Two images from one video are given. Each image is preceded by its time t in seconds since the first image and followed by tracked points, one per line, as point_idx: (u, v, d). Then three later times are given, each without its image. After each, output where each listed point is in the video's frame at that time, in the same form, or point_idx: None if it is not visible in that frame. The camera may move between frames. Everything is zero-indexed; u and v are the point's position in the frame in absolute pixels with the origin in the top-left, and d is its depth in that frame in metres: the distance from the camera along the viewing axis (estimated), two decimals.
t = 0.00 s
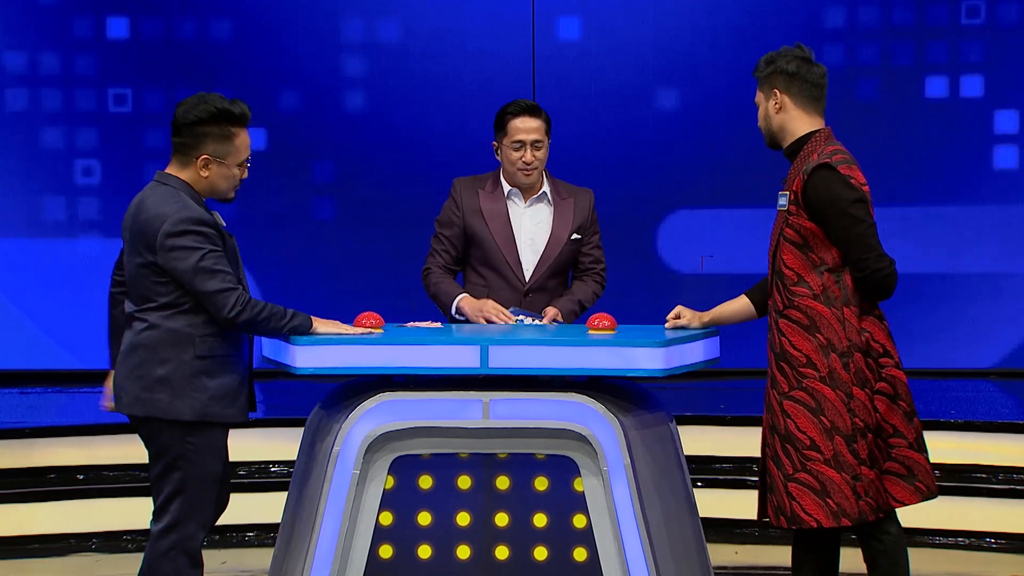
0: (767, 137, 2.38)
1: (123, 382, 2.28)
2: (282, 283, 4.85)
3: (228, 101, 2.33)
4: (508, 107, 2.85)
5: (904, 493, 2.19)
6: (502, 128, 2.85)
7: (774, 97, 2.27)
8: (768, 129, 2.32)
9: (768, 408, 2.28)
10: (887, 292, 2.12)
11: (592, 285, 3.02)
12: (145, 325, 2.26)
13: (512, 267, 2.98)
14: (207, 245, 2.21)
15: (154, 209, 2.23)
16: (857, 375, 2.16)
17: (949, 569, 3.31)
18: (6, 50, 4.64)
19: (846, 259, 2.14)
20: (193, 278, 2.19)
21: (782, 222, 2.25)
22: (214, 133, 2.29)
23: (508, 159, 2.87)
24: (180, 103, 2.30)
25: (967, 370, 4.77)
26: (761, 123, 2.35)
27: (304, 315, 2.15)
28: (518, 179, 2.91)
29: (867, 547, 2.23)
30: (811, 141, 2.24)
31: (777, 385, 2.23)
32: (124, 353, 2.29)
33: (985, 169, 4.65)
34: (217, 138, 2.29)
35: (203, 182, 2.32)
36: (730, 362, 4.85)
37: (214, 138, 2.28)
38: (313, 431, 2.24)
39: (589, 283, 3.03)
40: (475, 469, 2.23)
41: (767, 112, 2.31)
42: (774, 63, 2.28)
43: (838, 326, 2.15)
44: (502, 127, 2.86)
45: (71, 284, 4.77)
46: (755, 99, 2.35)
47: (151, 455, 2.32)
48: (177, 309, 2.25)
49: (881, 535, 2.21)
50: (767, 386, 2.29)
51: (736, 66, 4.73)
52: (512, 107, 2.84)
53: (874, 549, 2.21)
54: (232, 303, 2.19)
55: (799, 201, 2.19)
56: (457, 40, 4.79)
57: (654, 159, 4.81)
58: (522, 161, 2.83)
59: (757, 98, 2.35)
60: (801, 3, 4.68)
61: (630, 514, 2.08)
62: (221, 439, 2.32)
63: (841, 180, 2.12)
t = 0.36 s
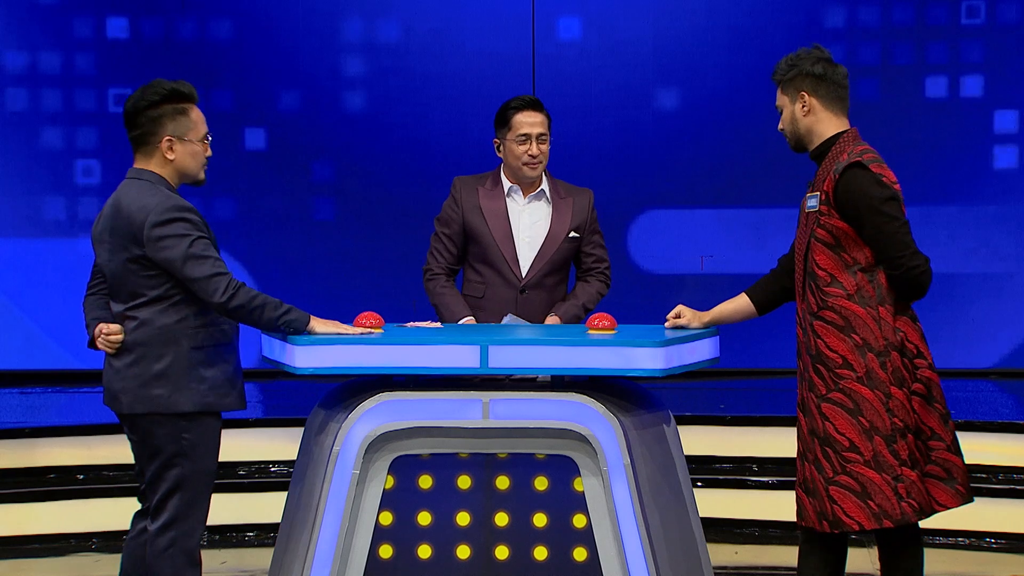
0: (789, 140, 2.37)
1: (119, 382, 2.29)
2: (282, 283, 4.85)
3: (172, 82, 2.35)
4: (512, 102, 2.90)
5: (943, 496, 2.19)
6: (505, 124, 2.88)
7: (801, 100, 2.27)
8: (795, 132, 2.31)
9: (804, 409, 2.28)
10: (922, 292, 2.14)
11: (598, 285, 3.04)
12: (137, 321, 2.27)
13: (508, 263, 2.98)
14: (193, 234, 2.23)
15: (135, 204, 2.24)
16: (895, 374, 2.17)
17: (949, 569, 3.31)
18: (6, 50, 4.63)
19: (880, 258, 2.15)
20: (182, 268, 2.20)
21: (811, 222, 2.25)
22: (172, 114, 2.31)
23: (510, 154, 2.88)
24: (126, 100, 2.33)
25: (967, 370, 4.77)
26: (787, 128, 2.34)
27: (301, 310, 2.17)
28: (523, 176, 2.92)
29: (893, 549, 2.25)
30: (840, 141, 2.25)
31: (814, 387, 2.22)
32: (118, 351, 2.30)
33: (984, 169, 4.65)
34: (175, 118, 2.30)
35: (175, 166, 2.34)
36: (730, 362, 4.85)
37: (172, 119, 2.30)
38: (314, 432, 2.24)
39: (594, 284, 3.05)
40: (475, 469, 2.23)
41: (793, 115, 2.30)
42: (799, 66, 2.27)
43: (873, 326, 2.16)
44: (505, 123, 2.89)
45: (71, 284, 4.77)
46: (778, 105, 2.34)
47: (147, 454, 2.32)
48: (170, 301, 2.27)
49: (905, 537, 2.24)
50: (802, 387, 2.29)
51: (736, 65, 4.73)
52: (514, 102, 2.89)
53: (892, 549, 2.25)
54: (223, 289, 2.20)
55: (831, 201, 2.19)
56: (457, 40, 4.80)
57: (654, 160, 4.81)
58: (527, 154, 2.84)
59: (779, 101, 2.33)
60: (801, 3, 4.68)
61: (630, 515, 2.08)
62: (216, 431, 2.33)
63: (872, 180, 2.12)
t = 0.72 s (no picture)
0: (798, 138, 2.38)
1: (102, 385, 2.31)
2: (282, 283, 4.85)
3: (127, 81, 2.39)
4: (484, 99, 2.96)
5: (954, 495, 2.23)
6: (479, 119, 2.94)
7: (817, 98, 2.28)
8: (808, 131, 2.32)
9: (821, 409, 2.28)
10: (939, 293, 2.15)
11: (577, 286, 3.07)
12: (118, 323, 2.29)
13: (480, 260, 3.01)
14: (176, 232, 2.26)
15: (113, 205, 2.26)
16: (916, 374, 2.18)
17: (949, 570, 3.31)
18: (6, 50, 4.63)
19: (900, 259, 2.17)
20: (167, 266, 2.23)
21: (828, 222, 2.24)
22: (135, 110, 2.35)
23: (485, 150, 2.93)
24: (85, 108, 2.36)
25: (967, 370, 4.77)
26: (797, 125, 2.34)
27: (293, 306, 2.23)
28: (497, 171, 2.96)
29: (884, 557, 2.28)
30: (855, 141, 2.25)
31: (834, 388, 2.23)
32: (98, 355, 2.31)
33: (985, 169, 4.65)
34: (139, 113, 2.34)
35: (149, 162, 2.37)
36: (731, 362, 4.85)
37: (137, 115, 2.34)
38: (314, 431, 2.24)
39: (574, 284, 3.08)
40: (475, 469, 2.23)
41: (808, 114, 2.30)
42: (813, 64, 2.28)
43: (894, 326, 2.17)
44: (480, 120, 2.94)
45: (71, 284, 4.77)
46: (788, 102, 2.34)
47: (153, 451, 2.32)
48: (151, 301, 2.30)
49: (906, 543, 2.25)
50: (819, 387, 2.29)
51: (736, 66, 4.73)
52: (486, 99, 2.95)
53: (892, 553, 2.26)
54: (210, 280, 2.24)
55: (853, 201, 2.19)
56: (456, 41, 4.80)
57: (654, 160, 4.81)
58: (501, 148, 2.90)
59: (789, 99, 2.33)
60: (801, 4, 4.68)
61: (630, 515, 2.08)
62: (213, 424, 2.35)
63: (898, 181, 2.14)
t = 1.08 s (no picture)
0: (773, 134, 2.37)
1: (101, 386, 2.31)
2: (282, 283, 4.85)
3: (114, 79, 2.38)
4: (449, 101, 2.97)
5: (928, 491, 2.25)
6: (443, 122, 2.95)
7: (798, 96, 2.27)
8: (786, 128, 2.31)
9: (800, 409, 2.27)
10: (922, 294, 2.19)
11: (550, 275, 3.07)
12: (118, 323, 2.30)
13: (455, 259, 3.00)
14: (174, 233, 2.27)
15: (113, 206, 2.27)
16: (899, 373, 2.22)
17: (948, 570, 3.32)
18: (6, 50, 4.63)
19: (884, 258, 2.20)
20: (165, 267, 2.24)
21: (814, 221, 2.24)
22: (123, 110, 2.34)
23: (448, 152, 2.96)
24: (75, 108, 2.36)
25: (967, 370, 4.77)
26: (775, 122, 2.33)
27: (293, 306, 2.23)
28: (461, 172, 2.99)
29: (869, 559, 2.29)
30: (835, 140, 2.26)
31: (818, 387, 2.23)
32: (97, 355, 2.32)
33: (985, 169, 4.65)
34: (128, 113, 2.34)
35: (143, 161, 2.37)
36: (731, 362, 4.85)
37: (126, 114, 2.33)
38: (314, 430, 2.24)
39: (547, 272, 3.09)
40: (475, 469, 2.23)
41: (787, 111, 2.30)
42: (795, 62, 2.28)
43: (881, 325, 2.19)
44: (443, 122, 2.96)
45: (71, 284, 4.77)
46: (766, 99, 2.32)
47: (144, 452, 2.34)
48: (150, 302, 2.30)
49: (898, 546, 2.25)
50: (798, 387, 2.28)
51: (736, 66, 4.73)
52: (450, 101, 2.96)
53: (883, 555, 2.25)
54: (209, 281, 2.25)
55: (842, 200, 2.20)
56: (457, 41, 4.80)
57: (654, 160, 4.81)
58: (462, 152, 2.92)
59: (767, 95, 2.32)
60: (801, 4, 4.68)
61: (630, 515, 2.08)
62: (207, 426, 2.36)
63: (887, 182, 2.17)
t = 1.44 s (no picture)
0: (735, 141, 2.38)
1: (115, 385, 2.32)
2: (282, 283, 4.85)
3: (125, 80, 2.38)
4: (447, 98, 2.93)
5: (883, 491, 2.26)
6: (441, 120, 2.93)
7: (757, 104, 2.28)
8: (747, 135, 2.32)
9: (766, 412, 2.28)
10: (886, 292, 2.19)
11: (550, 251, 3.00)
12: (130, 323, 2.31)
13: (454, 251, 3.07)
14: (182, 235, 2.26)
15: (123, 208, 2.27)
16: (861, 373, 2.21)
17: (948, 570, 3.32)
18: (6, 50, 4.63)
19: (846, 260, 2.20)
20: (173, 269, 2.23)
21: (774, 226, 2.26)
22: (135, 110, 2.34)
23: (446, 150, 2.95)
24: (87, 109, 2.37)
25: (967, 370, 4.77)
26: (735, 131, 2.34)
27: (299, 305, 2.24)
28: (460, 168, 2.99)
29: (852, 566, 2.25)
30: (794, 143, 2.27)
31: (780, 389, 2.24)
32: (111, 355, 2.33)
33: (985, 169, 4.64)
34: (138, 113, 2.34)
35: (155, 161, 2.37)
36: (731, 362, 4.85)
37: (137, 114, 2.33)
38: (313, 430, 2.24)
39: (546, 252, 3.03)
40: (475, 469, 2.23)
41: (747, 119, 2.30)
42: (750, 69, 2.28)
43: (842, 326, 2.20)
44: (441, 119, 2.94)
45: (71, 284, 4.77)
46: (724, 108, 2.33)
47: (155, 452, 2.34)
48: (161, 304, 2.31)
49: (869, 538, 2.22)
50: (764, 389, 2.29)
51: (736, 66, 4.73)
52: (450, 99, 2.91)
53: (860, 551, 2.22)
54: (216, 286, 2.23)
55: (800, 204, 2.20)
56: (457, 41, 4.80)
57: (654, 159, 4.81)
58: (460, 149, 2.91)
59: (726, 104, 2.32)
60: (802, 4, 4.68)
61: (630, 514, 2.08)
62: (220, 427, 2.36)
63: (844, 184, 2.17)
